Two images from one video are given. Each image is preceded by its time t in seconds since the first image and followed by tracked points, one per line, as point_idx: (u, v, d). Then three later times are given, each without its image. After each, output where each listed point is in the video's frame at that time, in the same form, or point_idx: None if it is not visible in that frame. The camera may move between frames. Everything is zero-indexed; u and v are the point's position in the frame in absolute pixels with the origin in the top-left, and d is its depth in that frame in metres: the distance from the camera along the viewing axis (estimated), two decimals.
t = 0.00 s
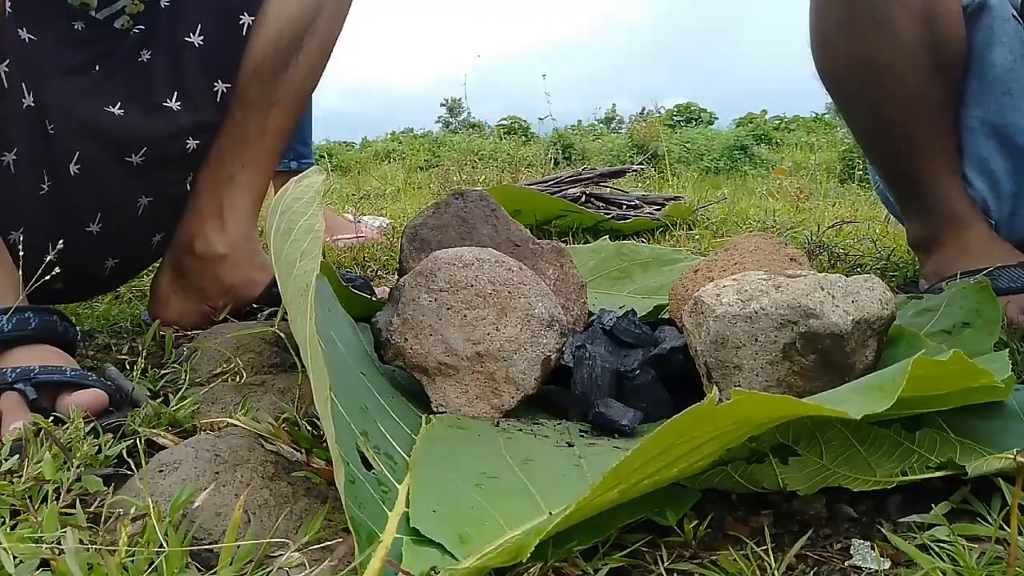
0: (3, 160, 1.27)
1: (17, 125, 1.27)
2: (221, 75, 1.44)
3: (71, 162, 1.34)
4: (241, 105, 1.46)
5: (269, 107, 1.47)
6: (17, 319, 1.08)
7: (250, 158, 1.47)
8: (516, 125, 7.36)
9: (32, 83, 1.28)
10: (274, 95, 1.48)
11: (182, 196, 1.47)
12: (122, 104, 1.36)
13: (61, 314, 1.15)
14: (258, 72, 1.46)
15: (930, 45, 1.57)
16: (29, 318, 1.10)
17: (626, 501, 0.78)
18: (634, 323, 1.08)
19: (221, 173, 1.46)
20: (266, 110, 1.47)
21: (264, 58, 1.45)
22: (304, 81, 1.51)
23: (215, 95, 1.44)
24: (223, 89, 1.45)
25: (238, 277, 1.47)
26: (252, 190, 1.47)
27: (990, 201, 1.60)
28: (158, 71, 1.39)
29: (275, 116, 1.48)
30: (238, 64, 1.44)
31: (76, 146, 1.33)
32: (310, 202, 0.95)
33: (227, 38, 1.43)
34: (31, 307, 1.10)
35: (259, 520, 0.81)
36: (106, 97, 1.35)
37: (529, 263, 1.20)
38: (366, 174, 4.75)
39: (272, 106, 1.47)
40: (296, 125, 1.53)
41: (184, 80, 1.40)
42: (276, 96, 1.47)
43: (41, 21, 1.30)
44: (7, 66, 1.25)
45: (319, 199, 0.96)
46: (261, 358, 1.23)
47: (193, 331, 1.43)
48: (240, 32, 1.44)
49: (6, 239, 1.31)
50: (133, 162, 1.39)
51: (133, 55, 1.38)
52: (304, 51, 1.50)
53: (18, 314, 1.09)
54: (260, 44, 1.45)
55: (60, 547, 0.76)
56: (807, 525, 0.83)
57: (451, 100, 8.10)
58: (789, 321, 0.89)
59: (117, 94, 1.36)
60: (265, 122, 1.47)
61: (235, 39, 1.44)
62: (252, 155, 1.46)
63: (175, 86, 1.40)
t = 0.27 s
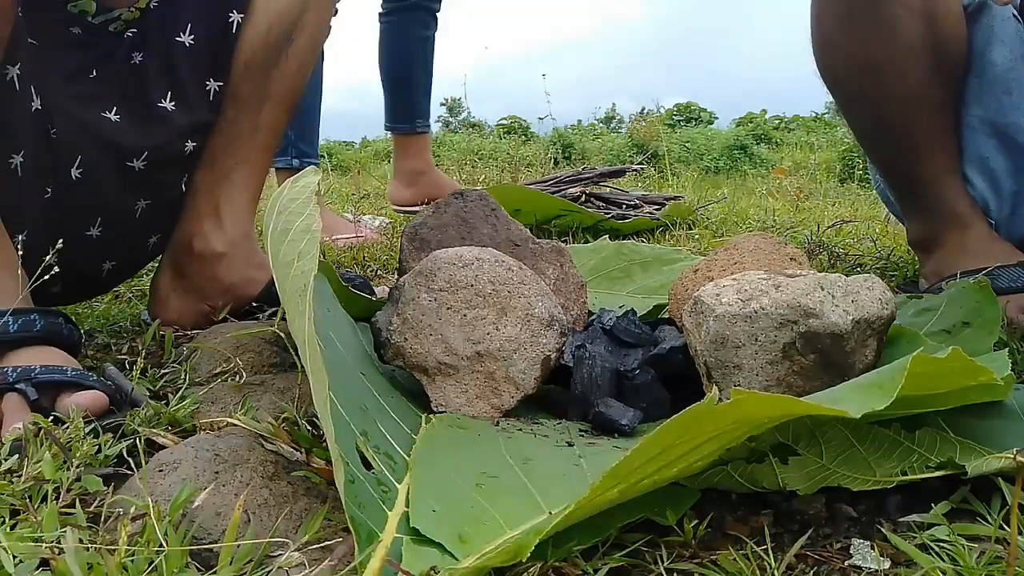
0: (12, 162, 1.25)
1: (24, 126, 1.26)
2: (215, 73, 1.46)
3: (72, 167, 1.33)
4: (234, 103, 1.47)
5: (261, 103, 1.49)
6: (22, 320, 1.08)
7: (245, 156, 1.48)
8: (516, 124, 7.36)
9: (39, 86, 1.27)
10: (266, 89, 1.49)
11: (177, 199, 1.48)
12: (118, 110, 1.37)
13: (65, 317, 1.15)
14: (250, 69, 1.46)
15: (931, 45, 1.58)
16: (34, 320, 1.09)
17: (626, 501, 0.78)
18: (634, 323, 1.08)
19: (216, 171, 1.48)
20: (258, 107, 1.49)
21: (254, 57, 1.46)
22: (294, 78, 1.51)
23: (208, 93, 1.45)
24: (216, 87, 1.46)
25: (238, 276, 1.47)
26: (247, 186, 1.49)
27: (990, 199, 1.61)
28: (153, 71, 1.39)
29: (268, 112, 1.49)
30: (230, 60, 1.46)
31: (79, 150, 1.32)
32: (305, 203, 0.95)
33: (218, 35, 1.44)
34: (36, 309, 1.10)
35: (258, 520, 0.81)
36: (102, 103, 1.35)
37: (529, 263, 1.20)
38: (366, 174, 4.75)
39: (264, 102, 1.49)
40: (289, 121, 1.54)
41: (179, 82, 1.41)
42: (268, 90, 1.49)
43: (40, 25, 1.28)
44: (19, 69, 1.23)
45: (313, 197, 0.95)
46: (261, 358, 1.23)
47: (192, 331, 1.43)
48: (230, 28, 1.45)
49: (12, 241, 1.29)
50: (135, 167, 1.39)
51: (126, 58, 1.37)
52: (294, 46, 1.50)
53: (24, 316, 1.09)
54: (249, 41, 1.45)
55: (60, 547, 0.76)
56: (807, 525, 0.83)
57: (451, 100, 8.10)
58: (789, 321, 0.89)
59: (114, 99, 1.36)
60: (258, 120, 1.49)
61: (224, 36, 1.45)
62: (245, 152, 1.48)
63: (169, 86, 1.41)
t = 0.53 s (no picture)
0: (18, 164, 1.25)
1: (30, 127, 1.26)
2: (218, 75, 1.45)
3: (76, 169, 1.33)
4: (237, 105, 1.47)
5: (264, 104, 1.48)
6: (25, 321, 1.08)
7: (246, 155, 1.48)
8: (516, 125, 7.36)
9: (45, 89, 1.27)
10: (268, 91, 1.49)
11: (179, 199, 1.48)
12: (121, 112, 1.36)
13: (67, 318, 1.15)
14: (252, 70, 1.46)
15: (932, 45, 1.58)
16: (36, 321, 1.09)
17: (626, 501, 0.78)
18: (634, 323, 1.08)
19: (218, 172, 1.47)
20: (261, 107, 1.48)
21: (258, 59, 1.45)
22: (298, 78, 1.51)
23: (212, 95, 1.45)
24: (218, 89, 1.46)
25: (239, 276, 1.47)
26: (248, 186, 1.49)
27: (991, 199, 1.61)
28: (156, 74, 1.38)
29: (269, 112, 1.49)
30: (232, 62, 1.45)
31: (83, 152, 1.32)
32: (305, 203, 0.95)
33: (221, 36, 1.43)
34: (39, 311, 1.09)
35: (258, 520, 0.81)
36: (108, 104, 1.35)
37: (529, 263, 1.20)
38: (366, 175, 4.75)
39: (267, 103, 1.48)
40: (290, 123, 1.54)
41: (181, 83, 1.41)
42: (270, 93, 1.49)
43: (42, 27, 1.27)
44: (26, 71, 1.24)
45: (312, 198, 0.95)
46: (262, 358, 1.23)
47: (193, 331, 1.43)
48: (234, 31, 1.44)
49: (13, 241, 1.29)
50: (139, 169, 1.39)
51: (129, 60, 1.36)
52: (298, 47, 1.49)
53: (27, 317, 1.08)
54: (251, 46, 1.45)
55: (60, 547, 0.76)
56: (807, 525, 0.83)
57: (451, 100, 8.10)
58: (789, 321, 0.89)
59: (116, 101, 1.36)
60: (260, 121, 1.49)
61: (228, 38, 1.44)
62: (247, 151, 1.48)
63: (174, 87, 1.40)
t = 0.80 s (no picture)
0: (20, 163, 1.25)
1: (32, 127, 1.25)
2: (221, 75, 1.45)
3: (78, 170, 1.32)
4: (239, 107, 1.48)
5: (264, 107, 1.50)
6: (26, 321, 1.08)
7: (249, 158, 1.50)
8: (516, 125, 7.36)
9: (49, 90, 1.26)
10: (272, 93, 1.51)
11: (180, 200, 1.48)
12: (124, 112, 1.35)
13: (68, 318, 1.15)
14: (254, 71, 1.47)
15: (933, 45, 1.57)
16: (38, 321, 1.09)
17: (626, 501, 0.78)
18: (634, 323, 1.08)
19: (219, 172, 1.48)
20: (261, 110, 1.50)
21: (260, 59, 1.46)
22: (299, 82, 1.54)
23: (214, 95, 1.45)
24: (221, 90, 1.46)
25: (239, 277, 1.47)
26: (250, 188, 1.51)
27: (990, 199, 1.61)
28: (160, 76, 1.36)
29: (272, 115, 1.51)
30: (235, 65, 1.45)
31: (84, 153, 1.31)
32: (308, 203, 0.95)
33: (224, 37, 1.42)
34: (40, 311, 1.10)
35: (258, 520, 0.81)
36: (110, 105, 1.33)
37: (529, 263, 1.20)
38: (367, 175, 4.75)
39: (268, 106, 1.51)
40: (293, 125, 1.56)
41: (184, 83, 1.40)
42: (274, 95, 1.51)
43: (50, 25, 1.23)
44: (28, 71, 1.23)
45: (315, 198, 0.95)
46: (262, 358, 1.23)
47: (192, 331, 1.43)
48: (238, 31, 1.43)
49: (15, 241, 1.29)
50: (141, 170, 1.38)
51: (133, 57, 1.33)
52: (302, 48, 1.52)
53: (28, 317, 1.08)
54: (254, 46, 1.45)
55: (60, 547, 0.76)
56: (807, 525, 0.83)
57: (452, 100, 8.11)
58: (789, 321, 0.90)
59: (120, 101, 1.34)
60: (260, 124, 1.50)
61: (232, 38, 1.43)
62: (249, 153, 1.50)
63: (176, 87, 1.39)
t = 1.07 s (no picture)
0: (20, 164, 1.24)
1: (33, 127, 1.25)
2: (221, 75, 1.46)
3: (79, 171, 1.32)
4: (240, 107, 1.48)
5: (266, 107, 1.49)
6: (27, 321, 1.08)
7: (249, 156, 1.49)
8: (516, 125, 7.36)
9: (50, 91, 1.25)
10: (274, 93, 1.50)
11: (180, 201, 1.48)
12: (125, 111, 1.35)
13: (69, 319, 1.15)
14: (255, 73, 1.47)
15: (934, 45, 1.57)
16: (39, 321, 1.09)
17: (626, 501, 0.78)
18: (634, 323, 1.08)
19: (219, 172, 1.48)
20: (263, 110, 1.49)
21: (260, 59, 1.46)
22: (301, 81, 1.53)
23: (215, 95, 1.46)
24: (222, 90, 1.46)
25: (239, 277, 1.47)
26: (250, 188, 1.50)
27: (991, 199, 1.62)
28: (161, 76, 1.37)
29: (273, 115, 1.50)
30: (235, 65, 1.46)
31: (85, 153, 1.31)
32: (308, 202, 0.95)
33: (225, 37, 1.43)
34: (41, 311, 1.09)
35: (258, 520, 0.81)
36: (111, 105, 1.33)
37: (529, 263, 1.20)
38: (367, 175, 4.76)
39: (269, 106, 1.50)
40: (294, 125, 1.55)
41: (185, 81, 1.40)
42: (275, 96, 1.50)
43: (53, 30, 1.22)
44: (30, 71, 1.22)
45: (316, 197, 0.95)
46: (262, 358, 1.23)
47: (192, 331, 1.43)
48: (239, 32, 1.44)
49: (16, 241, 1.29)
50: (142, 170, 1.39)
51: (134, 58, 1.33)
52: (303, 45, 1.51)
53: (29, 317, 1.08)
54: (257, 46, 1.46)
55: (60, 547, 0.76)
56: (807, 525, 0.83)
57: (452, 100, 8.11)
58: (789, 321, 0.90)
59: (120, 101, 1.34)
60: (261, 124, 1.49)
61: (232, 39, 1.44)
62: (250, 153, 1.49)
63: (177, 87, 1.40)
